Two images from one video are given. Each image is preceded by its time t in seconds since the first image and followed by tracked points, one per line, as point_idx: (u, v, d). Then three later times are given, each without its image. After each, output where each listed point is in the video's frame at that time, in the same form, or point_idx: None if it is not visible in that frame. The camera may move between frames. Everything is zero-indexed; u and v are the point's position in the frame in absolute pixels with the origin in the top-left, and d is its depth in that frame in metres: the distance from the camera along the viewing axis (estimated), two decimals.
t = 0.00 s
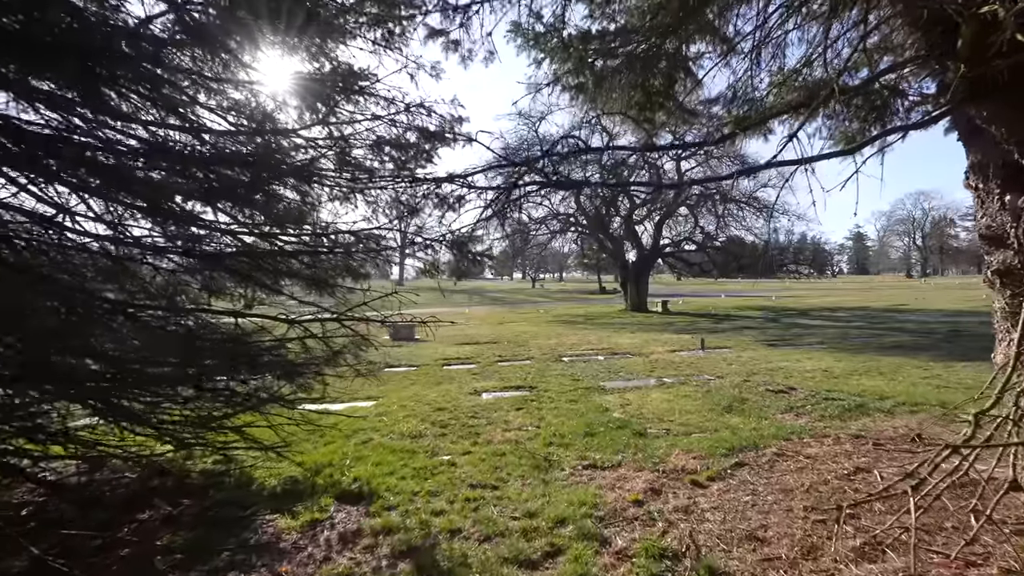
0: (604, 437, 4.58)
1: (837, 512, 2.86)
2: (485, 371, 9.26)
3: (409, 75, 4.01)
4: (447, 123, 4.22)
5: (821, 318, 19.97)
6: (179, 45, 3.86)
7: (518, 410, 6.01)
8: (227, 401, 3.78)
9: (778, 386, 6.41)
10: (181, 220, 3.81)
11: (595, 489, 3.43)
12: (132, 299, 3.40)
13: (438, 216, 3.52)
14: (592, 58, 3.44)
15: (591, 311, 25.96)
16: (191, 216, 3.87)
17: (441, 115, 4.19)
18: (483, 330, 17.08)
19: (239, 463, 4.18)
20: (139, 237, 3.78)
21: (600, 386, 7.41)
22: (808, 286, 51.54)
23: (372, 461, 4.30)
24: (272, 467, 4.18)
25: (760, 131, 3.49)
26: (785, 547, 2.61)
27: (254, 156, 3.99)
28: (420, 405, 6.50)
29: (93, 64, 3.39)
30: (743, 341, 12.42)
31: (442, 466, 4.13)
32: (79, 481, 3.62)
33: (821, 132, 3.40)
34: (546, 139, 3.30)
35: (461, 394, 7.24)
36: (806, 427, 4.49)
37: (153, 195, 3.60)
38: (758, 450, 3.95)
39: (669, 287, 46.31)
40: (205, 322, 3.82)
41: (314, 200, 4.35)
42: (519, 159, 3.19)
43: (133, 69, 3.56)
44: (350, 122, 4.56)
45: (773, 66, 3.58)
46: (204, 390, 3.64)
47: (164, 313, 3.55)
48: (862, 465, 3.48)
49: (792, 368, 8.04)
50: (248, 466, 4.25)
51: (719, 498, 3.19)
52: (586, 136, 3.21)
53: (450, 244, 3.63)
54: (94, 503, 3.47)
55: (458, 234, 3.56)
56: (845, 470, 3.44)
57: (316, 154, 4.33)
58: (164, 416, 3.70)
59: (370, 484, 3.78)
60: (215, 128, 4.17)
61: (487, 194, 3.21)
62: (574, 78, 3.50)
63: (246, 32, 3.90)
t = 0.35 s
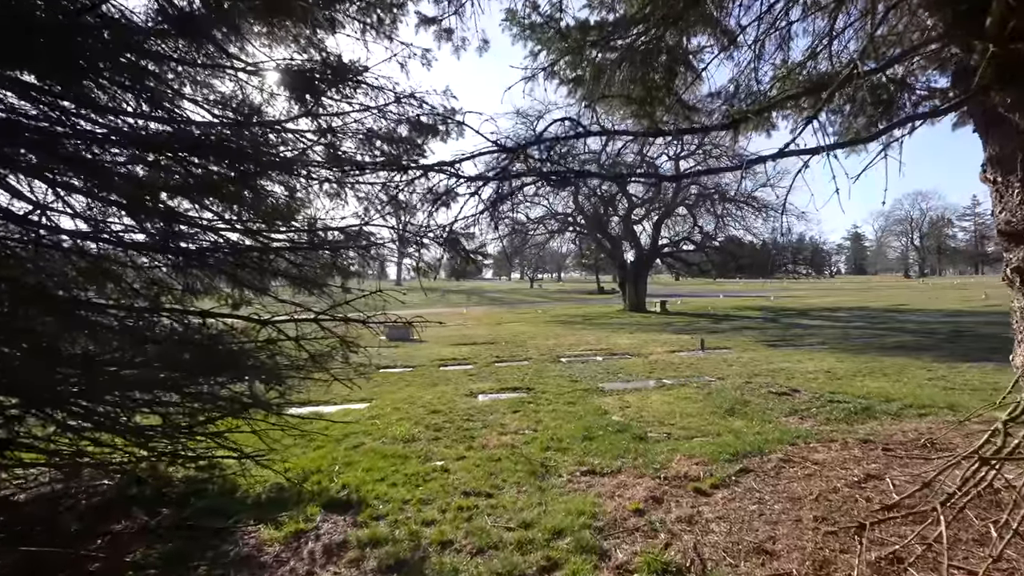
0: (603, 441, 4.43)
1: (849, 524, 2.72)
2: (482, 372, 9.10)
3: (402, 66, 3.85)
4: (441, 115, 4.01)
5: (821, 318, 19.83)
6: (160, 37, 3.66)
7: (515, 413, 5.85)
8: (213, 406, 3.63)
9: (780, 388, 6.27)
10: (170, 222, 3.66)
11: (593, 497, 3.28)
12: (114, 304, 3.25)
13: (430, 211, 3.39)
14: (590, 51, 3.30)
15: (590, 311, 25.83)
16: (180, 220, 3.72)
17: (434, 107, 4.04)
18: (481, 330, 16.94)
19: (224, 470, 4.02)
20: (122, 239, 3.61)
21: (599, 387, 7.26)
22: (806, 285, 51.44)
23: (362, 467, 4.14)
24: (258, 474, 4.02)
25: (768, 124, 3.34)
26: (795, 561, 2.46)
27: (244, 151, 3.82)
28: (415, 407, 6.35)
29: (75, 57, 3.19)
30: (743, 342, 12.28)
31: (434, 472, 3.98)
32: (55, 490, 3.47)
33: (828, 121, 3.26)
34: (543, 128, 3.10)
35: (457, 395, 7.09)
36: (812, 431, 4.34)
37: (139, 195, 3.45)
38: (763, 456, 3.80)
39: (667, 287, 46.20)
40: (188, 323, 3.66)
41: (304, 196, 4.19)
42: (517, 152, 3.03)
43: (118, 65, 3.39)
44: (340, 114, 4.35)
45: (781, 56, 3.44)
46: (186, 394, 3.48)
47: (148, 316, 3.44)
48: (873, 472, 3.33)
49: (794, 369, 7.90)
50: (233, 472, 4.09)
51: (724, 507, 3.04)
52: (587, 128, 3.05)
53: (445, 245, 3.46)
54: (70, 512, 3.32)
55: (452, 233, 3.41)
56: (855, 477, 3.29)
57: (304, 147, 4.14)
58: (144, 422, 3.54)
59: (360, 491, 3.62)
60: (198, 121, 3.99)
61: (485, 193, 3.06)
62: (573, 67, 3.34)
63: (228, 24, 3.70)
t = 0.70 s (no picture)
0: (602, 443, 4.32)
1: (860, 531, 2.61)
2: (479, 372, 8.98)
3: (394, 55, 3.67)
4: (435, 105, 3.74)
5: (820, 318, 19.73)
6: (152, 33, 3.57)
7: (512, 414, 5.74)
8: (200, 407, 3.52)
9: (781, 388, 6.17)
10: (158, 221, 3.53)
11: (592, 502, 3.16)
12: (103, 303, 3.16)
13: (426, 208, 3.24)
14: (589, 43, 3.13)
15: (588, 311, 25.72)
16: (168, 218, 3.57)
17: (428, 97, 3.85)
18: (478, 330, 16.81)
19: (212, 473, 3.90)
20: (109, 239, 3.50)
21: (597, 388, 7.14)
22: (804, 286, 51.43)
23: (354, 470, 4.02)
24: (247, 478, 3.90)
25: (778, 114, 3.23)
26: (805, 571, 2.36)
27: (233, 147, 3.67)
28: (410, 408, 6.23)
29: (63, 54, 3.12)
30: (743, 342, 12.17)
31: (429, 475, 3.87)
32: (35, 495, 3.35)
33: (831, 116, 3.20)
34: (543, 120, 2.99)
35: (453, 396, 6.97)
36: (816, 433, 4.24)
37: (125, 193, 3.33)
38: (767, 459, 3.69)
39: (665, 287, 46.13)
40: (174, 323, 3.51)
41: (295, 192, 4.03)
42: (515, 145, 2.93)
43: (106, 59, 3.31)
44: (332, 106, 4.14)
45: (786, 48, 3.34)
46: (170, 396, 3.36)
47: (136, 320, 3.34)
48: (881, 476, 3.22)
49: (795, 369, 7.80)
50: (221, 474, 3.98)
51: (728, 513, 2.93)
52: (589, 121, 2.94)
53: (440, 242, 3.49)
54: (50, 518, 3.21)
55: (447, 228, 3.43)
56: (863, 481, 3.18)
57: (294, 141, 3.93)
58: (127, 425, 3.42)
59: (351, 496, 3.51)
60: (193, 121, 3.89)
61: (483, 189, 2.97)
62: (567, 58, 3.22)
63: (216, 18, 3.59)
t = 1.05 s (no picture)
0: (602, 444, 4.18)
1: (876, 538, 2.47)
2: (476, 372, 8.84)
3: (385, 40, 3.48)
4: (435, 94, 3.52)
5: (818, 317, 19.59)
6: (142, 23, 3.34)
7: (509, 413, 5.60)
8: (183, 408, 3.37)
9: (784, 387, 6.04)
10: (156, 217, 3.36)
11: (592, 506, 3.02)
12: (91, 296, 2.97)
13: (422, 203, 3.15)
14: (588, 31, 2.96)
15: (586, 310, 25.58)
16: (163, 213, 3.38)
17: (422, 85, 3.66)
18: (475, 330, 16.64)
19: (196, 475, 3.75)
20: (97, 235, 3.31)
21: (596, 387, 6.99)
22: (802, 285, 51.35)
23: (345, 472, 3.87)
24: (232, 480, 3.75)
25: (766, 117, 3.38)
26: None
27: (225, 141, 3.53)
28: (404, 408, 6.09)
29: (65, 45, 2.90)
30: (743, 341, 12.03)
31: (422, 477, 3.72)
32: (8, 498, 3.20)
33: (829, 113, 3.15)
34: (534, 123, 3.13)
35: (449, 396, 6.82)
36: (822, 433, 4.11)
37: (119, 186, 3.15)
38: (774, 460, 3.56)
39: (663, 287, 46.01)
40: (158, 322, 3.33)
41: (284, 185, 3.84)
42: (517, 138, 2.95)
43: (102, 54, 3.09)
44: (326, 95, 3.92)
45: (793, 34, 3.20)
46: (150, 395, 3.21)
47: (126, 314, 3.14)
48: (894, 478, 3.09)
49: (797, 368, 7.67)
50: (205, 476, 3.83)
51: (735, 518, 2.80)
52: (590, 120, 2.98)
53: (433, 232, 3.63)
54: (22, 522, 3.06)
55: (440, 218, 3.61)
56: (875, 483, 3.05)
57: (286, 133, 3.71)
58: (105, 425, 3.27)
59: (340, 499, 3.36)
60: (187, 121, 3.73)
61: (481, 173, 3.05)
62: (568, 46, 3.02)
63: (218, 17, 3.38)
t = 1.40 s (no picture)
0: (602, 447, 4.04)
1: (894, 549, 2.34)
2: (473, 372, 8.70)
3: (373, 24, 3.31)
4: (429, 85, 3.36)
5: (818, 317, 19.44)
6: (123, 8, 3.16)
7: (506, 415, 5.46)
8: (166, 412, 3.22)
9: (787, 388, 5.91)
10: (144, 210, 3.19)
11: (592, 513, 2.88)
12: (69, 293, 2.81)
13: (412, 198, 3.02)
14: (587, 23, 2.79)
15: (584, 310, 25.43)
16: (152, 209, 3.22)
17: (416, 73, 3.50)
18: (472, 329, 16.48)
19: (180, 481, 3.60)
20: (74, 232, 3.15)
21: (595, 388, 6.85)
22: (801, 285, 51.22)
23: (336, 477, 3.73)
24: (217, 486, 3.60)
25: (767, 107, 3.51)
26: None
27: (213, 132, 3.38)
28: (399, 409, 5.94)
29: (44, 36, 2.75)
30: (743, 341, 11.90)
31: (415, 482, 3.58)
32: None
33: (841, 103, 3.02)
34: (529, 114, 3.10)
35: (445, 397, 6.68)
36: (830, 436, 3.97)
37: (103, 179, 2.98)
38: (781, 464, 3.42)
39: (661, 287, 45.88)
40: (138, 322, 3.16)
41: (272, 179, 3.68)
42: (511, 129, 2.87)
43: (79, 42, 2.91)
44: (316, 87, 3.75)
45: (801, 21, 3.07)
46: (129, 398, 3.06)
47: (108, 314, 2.98)
48: (909, 483, 2.95)
49: (799, 368, 7.53)
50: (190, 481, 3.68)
51: (743, 526, 2.67)
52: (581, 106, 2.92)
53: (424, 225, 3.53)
54: None
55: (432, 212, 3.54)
56: (888, 489, 2.92)
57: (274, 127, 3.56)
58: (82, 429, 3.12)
59: (329, 506, 3.21)
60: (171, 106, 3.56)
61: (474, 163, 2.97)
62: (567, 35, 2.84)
63: (205, 4, 3.22)
